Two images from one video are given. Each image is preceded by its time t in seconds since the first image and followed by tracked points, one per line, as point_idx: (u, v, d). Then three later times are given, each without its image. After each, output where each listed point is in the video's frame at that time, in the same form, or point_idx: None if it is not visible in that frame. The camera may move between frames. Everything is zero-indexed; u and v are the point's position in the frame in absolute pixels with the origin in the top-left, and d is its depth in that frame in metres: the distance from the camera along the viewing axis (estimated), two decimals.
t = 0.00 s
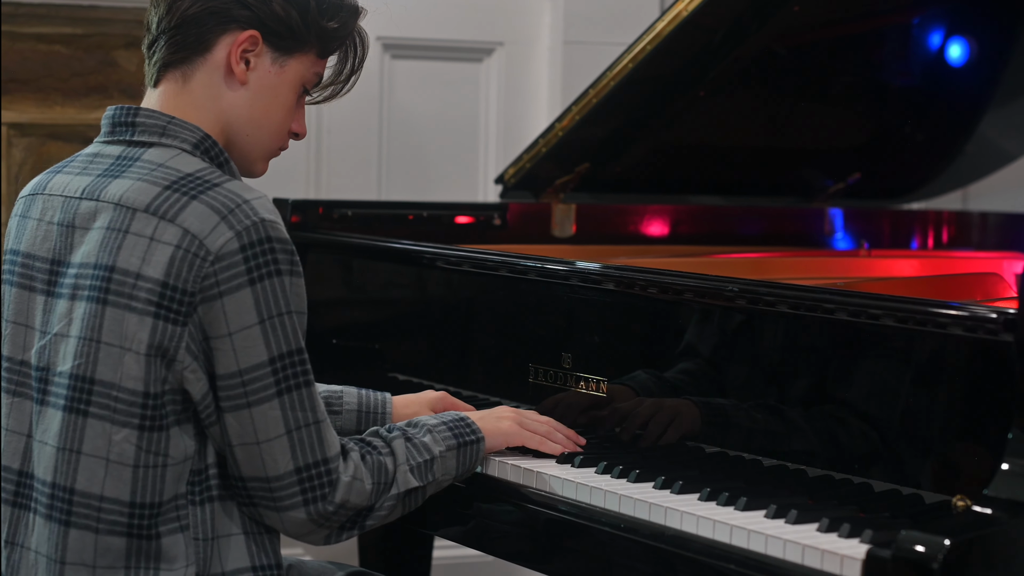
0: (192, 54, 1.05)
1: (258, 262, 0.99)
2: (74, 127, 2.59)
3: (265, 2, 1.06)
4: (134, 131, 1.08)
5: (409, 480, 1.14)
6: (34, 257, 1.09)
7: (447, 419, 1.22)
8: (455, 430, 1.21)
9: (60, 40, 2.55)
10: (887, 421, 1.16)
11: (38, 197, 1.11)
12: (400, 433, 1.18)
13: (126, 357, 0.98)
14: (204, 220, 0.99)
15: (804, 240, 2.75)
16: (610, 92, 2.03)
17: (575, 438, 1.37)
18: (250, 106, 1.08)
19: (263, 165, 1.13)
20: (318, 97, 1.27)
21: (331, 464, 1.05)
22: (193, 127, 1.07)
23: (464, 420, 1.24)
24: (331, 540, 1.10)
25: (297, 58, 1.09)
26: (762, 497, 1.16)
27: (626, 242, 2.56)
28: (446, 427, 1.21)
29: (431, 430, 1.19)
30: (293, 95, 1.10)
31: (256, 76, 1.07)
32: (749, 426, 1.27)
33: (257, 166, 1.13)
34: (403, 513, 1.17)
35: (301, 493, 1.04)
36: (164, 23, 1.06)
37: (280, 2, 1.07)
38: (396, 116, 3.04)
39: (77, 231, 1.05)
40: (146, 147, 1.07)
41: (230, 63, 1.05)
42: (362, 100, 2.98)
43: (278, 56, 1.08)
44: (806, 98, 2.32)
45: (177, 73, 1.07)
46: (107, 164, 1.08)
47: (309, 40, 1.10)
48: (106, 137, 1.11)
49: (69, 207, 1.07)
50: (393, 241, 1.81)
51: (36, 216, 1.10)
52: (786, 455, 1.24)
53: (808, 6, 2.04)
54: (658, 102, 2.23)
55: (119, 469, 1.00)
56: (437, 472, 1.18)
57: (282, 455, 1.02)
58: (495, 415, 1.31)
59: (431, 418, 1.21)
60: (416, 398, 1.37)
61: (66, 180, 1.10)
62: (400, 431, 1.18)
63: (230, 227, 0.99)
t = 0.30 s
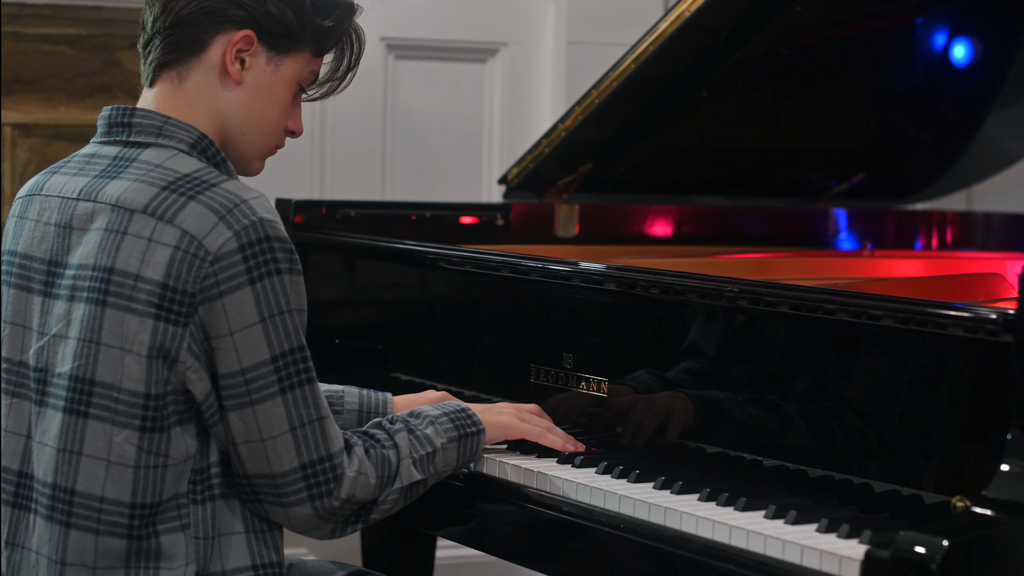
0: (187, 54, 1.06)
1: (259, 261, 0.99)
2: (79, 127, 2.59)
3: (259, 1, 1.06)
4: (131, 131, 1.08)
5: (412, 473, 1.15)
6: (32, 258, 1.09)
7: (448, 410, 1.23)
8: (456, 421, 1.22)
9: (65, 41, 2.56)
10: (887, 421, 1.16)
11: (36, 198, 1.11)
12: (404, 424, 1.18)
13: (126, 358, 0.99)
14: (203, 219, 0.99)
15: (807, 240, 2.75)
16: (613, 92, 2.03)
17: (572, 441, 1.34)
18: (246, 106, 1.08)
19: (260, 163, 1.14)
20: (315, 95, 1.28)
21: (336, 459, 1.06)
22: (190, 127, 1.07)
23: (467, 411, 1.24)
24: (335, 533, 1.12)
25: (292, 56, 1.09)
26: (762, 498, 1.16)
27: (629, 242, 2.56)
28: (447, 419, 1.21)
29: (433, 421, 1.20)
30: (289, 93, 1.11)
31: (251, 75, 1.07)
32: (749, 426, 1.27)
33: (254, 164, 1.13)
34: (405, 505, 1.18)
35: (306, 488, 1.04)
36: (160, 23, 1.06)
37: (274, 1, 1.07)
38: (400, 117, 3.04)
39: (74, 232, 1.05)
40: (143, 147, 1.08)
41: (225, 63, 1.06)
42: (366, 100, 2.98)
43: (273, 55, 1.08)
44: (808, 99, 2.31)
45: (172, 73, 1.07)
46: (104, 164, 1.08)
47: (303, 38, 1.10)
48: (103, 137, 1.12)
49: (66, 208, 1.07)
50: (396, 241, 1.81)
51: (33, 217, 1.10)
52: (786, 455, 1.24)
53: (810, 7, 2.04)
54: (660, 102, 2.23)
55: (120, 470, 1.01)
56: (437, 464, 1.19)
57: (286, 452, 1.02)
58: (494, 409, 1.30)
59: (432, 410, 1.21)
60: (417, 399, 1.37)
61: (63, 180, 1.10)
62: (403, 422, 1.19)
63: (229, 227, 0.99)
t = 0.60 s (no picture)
0: (186, 54, 1.06)
1: (256, 261, 1.00)
2: (83, 127, 2.60)
3: (259, 2, 1.06)
4: (131, 132, 1.09)
5: (408, 473, 1.15)
6: (32, 258, 1.10)
7: (446, 409, 1.23)
8: (453, 421, 1.22)
9: (70, 42, 2.56)
10: (887, 422, 1.16)
11: (36, 198, 1.12)
12: (401, 424, 1.18)
13: (125, 359, 0.99)
14: (201, 220, 0.99)
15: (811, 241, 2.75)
16: (617, 93, 2.03)
17: (576, 436, 1.36)
18: (245, 106, 1.08)
19: (260, 163, 1.14)
20: (317, 94, 1.29)
21: (332, 459, 1.06)
22: (189, 127, 1.08)
23: (464, 411, 1.25)
24: (330, 532, 1.11)
25: (292, 57, 1.10)
26: (761, 498, 1.16)
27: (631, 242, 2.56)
28: (445, 418, 1.21)
29: (430, 421, 1.20)
30: (288, 94, 1.11)
31: (250, 75, 1.07)
32: (749, 426, 1.27)
33: (254, 165, 1.14)
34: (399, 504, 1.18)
35: (302, 488, 1.05)
36: (159, 23, 1.07)
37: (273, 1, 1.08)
38: (404, 117, 3.04)
39: (74, 233, 1.06)
40: (142, 147, 1.08)
41: (224, 63, 1.06)
42: (370, 101, 2.98)
43: (273, 55, 1.08)
44: (811, 99, 2.31)
45: (172, 73, 1.08)
46: (103, 165, 1.08)
47: (303, 39, 1.10)
48: (103, 137, 1.12)
49: (66, 209, 1.07)
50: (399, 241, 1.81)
51: (34, 217, 1.11)
52: (786, 455, 1.24)
53: (813, 8, 2.03)
54: (662, 103, 2.23)
55: (119, 471, 1.01)
56: (433, 465, 1.19)
57: (282, 451, 1.03)
58: (491, 412, 1.31)
59: (430, 409, 1.21)
60: (418, 400, 1.36)
61: (63, 181, 1.10)
62: (400, 422, 1.18)
63: (227, 228, 0.99)
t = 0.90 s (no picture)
0: (187, 55, 1.06)
1: (251, 260, 1.00)
2: (87, 127, 2.61)
3: (260, 3, 1.07)
4: (130, 132, 1.09)
5: (416, 480, 1.14)
6: (32, 258, 1.10)
7: (457, 419, 1.22)
8: (465, 430, 1.20)
9: (74, 43, 2.57)
10: (888, 422, 1.16)
11: (37, 198, 1.12)
12: (409, 431, 1.17)
13: (121, 357, 0.99)
14: (197, 219, 0.99)
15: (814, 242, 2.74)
16: (619, 93, 2.03)
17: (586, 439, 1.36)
18: (246, 108, 1.08)
19: (260, 166, 1.14)
20: (319, 99, 1.29)
21: (332, 460, 1.05)
22: (189, 128, 1.08)
23: (474, 420, 1.24)
24: (337, 538, 1.10)
25: (293, 59, 1.10)
26: (760, 499, 1.16)
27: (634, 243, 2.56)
28: (456, 428, 1.20)
29: (441, 430, 1.18)
30: (289, 97, 1.11)
31: (251, 77, 1.07)
32: (748, 426, 1.27)
33: (255, 168, 1.14)
34: (409, 514, 1.17)
35: (303, 490, 1.04)
36: (161, 24, 1.07)
37: (275, 3, 1.08)
38: (408, 118, 3.04)
39: (73, 233, 1.06)
40: (142, 147, 1.08)
41: (224, 64, 1.06)
42: (374, 101, 2.99)
43: (274, 57, 1.08)
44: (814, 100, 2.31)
45: (173, 74, 1.08)
46: (103, 165, 1.09)
47: (304, 41, 1.10)
48: (104, 138, 1.13)
49: (66, 208, 1.08)
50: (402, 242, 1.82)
51: (35, 217, 1.11)
52: (786, 456, 1.24)
53: (815, 9, 2.03)
54: (665, 104, 2.23)
55: (117, 469, 1.01)
56: (442, 473, 1.17)
57: (281, 452, 1.02)
58: (501, 423, 1.31)
59: (440, 419, 1.20)
60: (417, 403, 1.36)
61: (64, 181, 1.11)
62: (408, 428, 1.17)
63: (221, 226, 0.99)
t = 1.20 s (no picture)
0: (191, 57, 1.07)
1: (250, 256, 0.99)
2: (90, 129, 2.61)
3: (263, 5, 1.07)
4: (132, 133, 1.10)
5: (451, 472, 1.10)
6: (34, 258, 1.11)
7: (491, 411, 1.18)
8: (500, 424, 1.16)
9: (77, 44, 2.57)
10: (889, 423, 1.16)
11: (41, 199, 1.13)
12: (442, 421, 1.14)
13: (122, 356, 1.00)
14: (194, 218, 0.99)
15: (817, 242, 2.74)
16: (621, 93, 2.03)
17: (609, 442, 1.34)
18: (249, 110, 1.08)
19: (264, 169, 1.14)
20: (326, 105, 1.31)
21: (355, 450, 1.03)
22: (190, 128, 1.08)
23: (508, 414, 1.19)
24: (376, 533, 1.06)
25: (297, 62, 1.10)
26: (759, 500, 1.16)
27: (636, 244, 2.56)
28: (491, 421, 1.16)
29: (476, 424, 1.15)
30: (293, 99, 1.11)
31: (255, 79, 1.07)
32: (749, 427, 1.27)
33: (258, 170, 1.13)
34: (449, 509, 1.13)
35: (331, 483, 1.01)
36: (167, 26, 1.08)
37: (278, 5, 1.08)
38: (411, 119, 3.04)
39: (74, 232, 1.06)
40: (143, 147, 1.08)
41: (228, 65, 1.06)
42: (377, 102, 2.99)
43: (278, 59, 1.08)
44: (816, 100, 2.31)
45: (177, 75, 1.09)
46: (105, 166, 1.09)
47: (308, 43, 1.10)
48: (107, 139, 1.13)
49: (67, 208, 1.08)
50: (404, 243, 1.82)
51: (38, 217, 1.12)
52: (786, 457, 1.24)
53: (816, 9, 2.03)
54: (666, 105, 2.23)
55: (119, 468, 1.02)
56: (477, 467, 1.13)
57: (304, 449, 1.00)
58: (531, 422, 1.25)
59: (475, 413, 1.16)
60: (416, 403, 1.37)
61: (66, 182, 1.11)
62: (441, 419, 1.14)
63: (219, 225, 0.99)
